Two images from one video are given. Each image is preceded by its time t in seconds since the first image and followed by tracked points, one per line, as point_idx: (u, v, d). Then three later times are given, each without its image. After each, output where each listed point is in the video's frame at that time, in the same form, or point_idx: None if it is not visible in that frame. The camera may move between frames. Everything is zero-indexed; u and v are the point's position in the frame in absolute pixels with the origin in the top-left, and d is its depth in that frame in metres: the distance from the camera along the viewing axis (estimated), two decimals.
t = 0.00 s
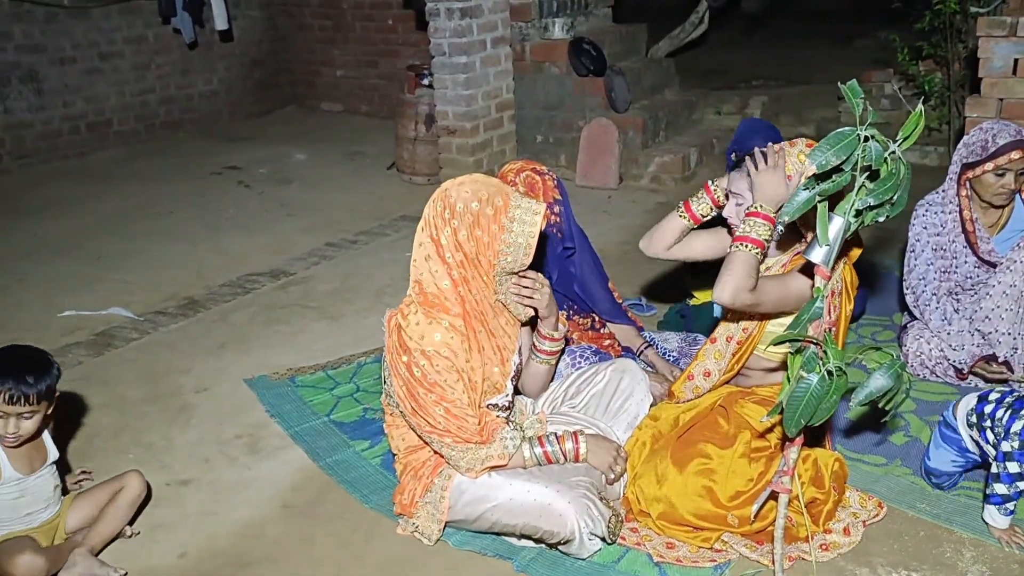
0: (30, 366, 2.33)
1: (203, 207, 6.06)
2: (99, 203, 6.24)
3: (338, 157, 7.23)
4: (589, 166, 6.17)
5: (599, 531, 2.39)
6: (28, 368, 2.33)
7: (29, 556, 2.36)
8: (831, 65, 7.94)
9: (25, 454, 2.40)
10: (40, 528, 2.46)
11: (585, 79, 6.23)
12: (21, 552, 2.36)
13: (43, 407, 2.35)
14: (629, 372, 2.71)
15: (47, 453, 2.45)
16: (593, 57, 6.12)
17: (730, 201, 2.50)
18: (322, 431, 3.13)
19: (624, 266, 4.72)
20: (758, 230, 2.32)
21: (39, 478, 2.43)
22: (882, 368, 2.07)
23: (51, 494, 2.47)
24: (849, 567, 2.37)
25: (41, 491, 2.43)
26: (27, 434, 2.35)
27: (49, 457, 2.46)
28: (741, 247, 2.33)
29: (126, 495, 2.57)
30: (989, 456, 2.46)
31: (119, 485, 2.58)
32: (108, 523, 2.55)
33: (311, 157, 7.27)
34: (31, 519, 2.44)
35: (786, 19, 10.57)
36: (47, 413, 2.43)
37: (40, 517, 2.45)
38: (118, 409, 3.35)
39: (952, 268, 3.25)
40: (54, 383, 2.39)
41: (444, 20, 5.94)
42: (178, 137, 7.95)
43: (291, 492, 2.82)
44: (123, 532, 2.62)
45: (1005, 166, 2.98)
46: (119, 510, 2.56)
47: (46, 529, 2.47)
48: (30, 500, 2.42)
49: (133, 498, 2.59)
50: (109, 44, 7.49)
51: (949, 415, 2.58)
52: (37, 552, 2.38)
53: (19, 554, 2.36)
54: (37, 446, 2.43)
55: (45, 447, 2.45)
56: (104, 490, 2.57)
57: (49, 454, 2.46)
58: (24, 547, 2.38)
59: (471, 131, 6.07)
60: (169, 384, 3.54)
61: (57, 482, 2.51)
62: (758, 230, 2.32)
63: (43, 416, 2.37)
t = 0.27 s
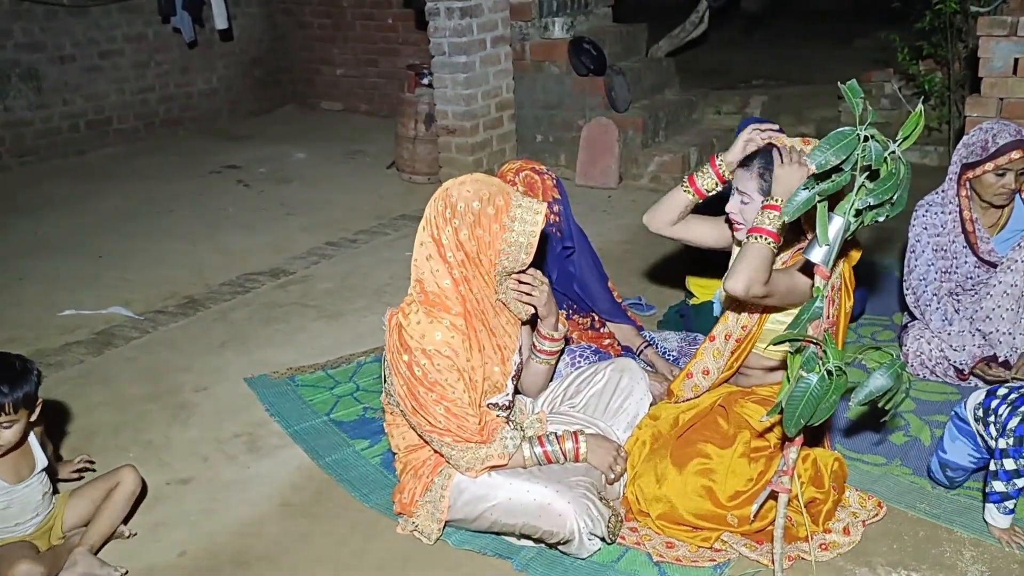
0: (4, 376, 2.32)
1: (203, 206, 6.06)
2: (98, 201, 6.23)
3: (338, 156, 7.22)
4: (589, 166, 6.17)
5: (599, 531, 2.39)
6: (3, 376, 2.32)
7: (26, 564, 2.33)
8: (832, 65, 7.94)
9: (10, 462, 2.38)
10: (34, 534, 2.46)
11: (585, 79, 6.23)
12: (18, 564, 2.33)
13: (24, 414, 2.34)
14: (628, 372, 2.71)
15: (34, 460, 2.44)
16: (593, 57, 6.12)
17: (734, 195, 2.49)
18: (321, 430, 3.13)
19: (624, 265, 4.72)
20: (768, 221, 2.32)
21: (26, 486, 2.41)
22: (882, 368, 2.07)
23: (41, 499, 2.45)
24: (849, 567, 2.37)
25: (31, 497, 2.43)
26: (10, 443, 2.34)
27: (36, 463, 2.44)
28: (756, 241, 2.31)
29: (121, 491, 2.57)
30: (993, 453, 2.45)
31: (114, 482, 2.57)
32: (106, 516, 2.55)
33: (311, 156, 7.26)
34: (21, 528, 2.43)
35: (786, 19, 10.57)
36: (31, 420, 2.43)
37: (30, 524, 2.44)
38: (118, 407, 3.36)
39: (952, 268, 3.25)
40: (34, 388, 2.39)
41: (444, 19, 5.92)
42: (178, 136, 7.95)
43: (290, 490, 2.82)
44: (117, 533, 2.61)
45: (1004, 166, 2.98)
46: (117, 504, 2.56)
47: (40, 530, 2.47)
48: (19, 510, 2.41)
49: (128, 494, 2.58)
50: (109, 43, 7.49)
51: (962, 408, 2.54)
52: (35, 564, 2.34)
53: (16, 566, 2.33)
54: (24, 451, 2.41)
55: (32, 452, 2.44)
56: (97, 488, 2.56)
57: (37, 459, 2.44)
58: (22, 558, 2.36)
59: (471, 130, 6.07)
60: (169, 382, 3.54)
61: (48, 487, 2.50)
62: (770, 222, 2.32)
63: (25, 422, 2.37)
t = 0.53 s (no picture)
0: None
1: (202, 205, 6.06)
2: (98, 200, 6.23)
3: (337, 155, 7.22)
4: (588, 164, 6.17)
5: (598, 530, 2.39)
6: None
7: (24, 568, 2.31)
8: (832, 63, 7.94)
9: (8, 464, 2.36)
10: (37, 534, 2.46)
11: (585, 77, 6.23)
12: (18, 565, 2.30)
13: (13, 419, 2.32)
14: (627, 369, 2.71)
15: (32, 460, 2.41)
16: (592, 54, 6.13)
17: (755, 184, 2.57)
18: (321, 428, 3.13)
19: (624, 264, 4.72)
20: (765, 244, 2.34)
21: (26, 487, 2.39)
22: (881, 366, 2.07)
23: (41, 500, 2.44)
24: (848, 566, 2.37)
25: (32, 498, 2.41)
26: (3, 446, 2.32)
27: (35, 463, 2.42)
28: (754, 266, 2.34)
29: (122, 490, 2.57)
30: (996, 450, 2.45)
31: (116, 481, 2.58)
32: (104, 518, 2.54)
33: (310, 155, 7.26)
34: (20, 530, 2.42)
35: (787, 17, 10.56)
36: (25, 421, 2.40)
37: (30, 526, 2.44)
38: (118, 406, 3.36)
39: (952, 267, 3.25)
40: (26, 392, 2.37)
41: (444, 17, 5.91)
42: (178, 135, 7.95)
43: (290, 489, 2.82)
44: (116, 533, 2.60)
45: (1003, 165, 2.98)
46: (118, 503, 2.56)
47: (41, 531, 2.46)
48: (19, 513, 2.40)
49: (129, 493, 2.58)
50: (108, 42, 7.49)
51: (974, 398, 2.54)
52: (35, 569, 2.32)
53: (14, 568, 2.30)
54: (20, 451, 2.39)
55: (29, 453, 2.41)
56: (97, 488, 2.56)
57: (35, 459, 2.41)
58: (20, 561, 2.33)
59: (470, 129, 6.07)
60: (168, 381, 3.53)
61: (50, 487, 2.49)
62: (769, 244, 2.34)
63: (16, 425, 2.35)
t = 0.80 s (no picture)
0: None
1: (203, 200, 6.06)
2: (99, 196, 6.24)
3: (338, 151, 7.23)
4: (589, 160, 6.18)
5: (595, 522, 2.40)
6: None
7: (26, 561, 2.34)
8: (833, 60, 7.93)
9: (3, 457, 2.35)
10: (36, 527, 2.45)
11: (585, 73, 6.23)
12: (18, 560, 2.33)
13: (6, 413, 2.30)
14: (624, 363, 2.72)
15: (26, 453, 2.41)
16: (593, 51, 6.10)
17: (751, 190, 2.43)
18: (320, 423, 3.14)
19: (623, 260, 4.72)
20: (771, 244, 2.37)
21: (21, 480, 2.39)
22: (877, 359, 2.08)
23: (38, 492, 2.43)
24: (845, 559, 2.37)
25: (28, 490, 2.40)
26: None
27: (29, 456, 2.41)
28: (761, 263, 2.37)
29: (119, 481, 2.56)
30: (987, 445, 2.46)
31: (113, 472, 2.57)
32: (101, 510, 2.55)
33: (311, 150, 7.26)
34: (19, 522, 2.42)
35: (787, 13, 10.55)
36: (18, 414, 2.38)
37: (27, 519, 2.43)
38: (118, 400, 3.37)
39: (950, 262, 3.25)
40: (19, 389, 2.33)
41: (444, 13, 5.94)
42: (178, 130, 7.95)
43: (290, 482, 2.83)
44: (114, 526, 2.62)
45: (1001, 161, 2.99)
46: (115, 494, 2.56)
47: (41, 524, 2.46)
48: (15, 505, 2.39)
49: (127, 484, 2.58)
50: (110, 37, 7.50)
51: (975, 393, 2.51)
52: (36, 561, 2.36)
53: (14, 564, 2.33)
54: (14, 445, 2.38)
55: (23, 446, 2.41)
56: (96, 480, 2.56)
57: (30, 454, 2.41)
58: (20, 556, 2.34)
59: (470, 125, 6.08)
60: (168, 376, 3.54)
61: (47, 477, 2.47)
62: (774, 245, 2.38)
63: (10, 419, 2.33)
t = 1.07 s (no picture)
0: None
1: (203, 206, 6.07)
2: (100, 201, 6.25)
3: (338, 156, 7.23)
4: (588, 165, 6.19)
5: (590, 533, 2.40)
6: None
7: (24, 571, 2.28)
8: (832, 64, 7.94)
9: None
10: (33, 538, 2.44)
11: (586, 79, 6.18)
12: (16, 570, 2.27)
13: None
14: (620, 372, 2.71)
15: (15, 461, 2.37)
16: (592, 57, 6.08)
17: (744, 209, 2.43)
18: (317, 431, 3.14)
19: (622, 266, 4.72)
20: (768, 269, 2.38)
21: (12, 489, 2.35)
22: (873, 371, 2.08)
23: (32, 500, 2.41)
24: (841, 570, 2.37)
25: (22, 497, 2.37)
26: None
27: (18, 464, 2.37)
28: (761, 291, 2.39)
29: (114, 490, 2.59)
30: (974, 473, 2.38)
31: (107, 481, 2.59)
32: (97, 520, 2.57)
33: (312, 156, 7.27)
34: (17, 531, 2.39)
35: (788, 17, 10.55)
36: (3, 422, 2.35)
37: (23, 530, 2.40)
38: (116, 408, 3.37)
39: (947, 271, 3.25)
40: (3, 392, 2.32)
41: (443, 19, 6.00)
42: (179, 135, 7.96)
43: (287, 491, 2.83)
44: (109, 539, 2.61)
45: (997, 170, 2.99)
46: (110, 504, 2.58)
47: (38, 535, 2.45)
48: (11, 514, 2.37)
49: (121, 493, 2.61)
50: (111, 43, 7.52)
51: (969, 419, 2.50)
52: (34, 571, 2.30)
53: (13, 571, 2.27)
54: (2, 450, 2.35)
55: (10, 452, 2.37)
56: (91, 489, 2.57)
57: (18, 459, 2.38)
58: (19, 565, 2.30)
59: (470, 131, 6.09)
60: (167, 384, 3.54)
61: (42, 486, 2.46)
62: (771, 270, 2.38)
63: None
